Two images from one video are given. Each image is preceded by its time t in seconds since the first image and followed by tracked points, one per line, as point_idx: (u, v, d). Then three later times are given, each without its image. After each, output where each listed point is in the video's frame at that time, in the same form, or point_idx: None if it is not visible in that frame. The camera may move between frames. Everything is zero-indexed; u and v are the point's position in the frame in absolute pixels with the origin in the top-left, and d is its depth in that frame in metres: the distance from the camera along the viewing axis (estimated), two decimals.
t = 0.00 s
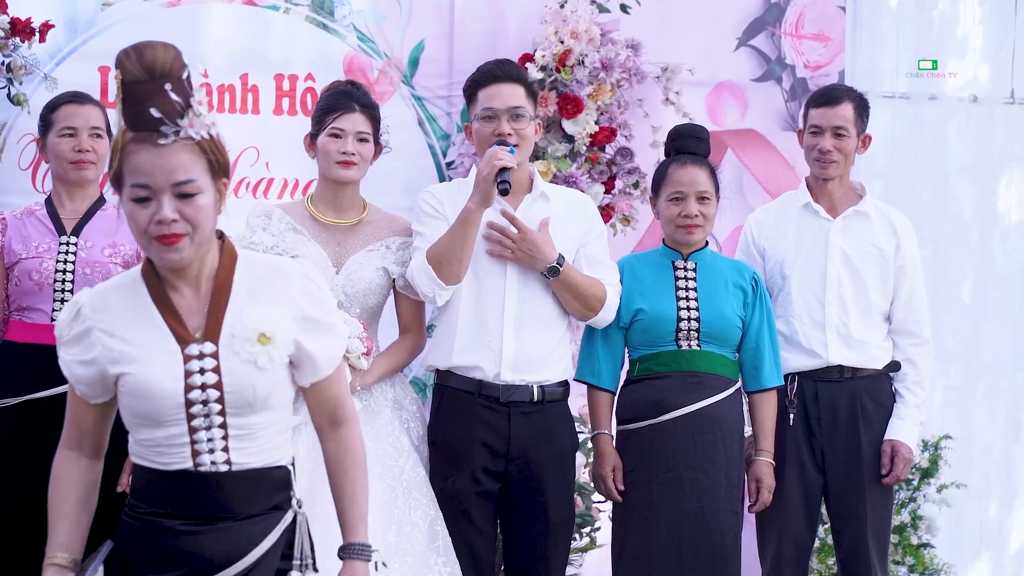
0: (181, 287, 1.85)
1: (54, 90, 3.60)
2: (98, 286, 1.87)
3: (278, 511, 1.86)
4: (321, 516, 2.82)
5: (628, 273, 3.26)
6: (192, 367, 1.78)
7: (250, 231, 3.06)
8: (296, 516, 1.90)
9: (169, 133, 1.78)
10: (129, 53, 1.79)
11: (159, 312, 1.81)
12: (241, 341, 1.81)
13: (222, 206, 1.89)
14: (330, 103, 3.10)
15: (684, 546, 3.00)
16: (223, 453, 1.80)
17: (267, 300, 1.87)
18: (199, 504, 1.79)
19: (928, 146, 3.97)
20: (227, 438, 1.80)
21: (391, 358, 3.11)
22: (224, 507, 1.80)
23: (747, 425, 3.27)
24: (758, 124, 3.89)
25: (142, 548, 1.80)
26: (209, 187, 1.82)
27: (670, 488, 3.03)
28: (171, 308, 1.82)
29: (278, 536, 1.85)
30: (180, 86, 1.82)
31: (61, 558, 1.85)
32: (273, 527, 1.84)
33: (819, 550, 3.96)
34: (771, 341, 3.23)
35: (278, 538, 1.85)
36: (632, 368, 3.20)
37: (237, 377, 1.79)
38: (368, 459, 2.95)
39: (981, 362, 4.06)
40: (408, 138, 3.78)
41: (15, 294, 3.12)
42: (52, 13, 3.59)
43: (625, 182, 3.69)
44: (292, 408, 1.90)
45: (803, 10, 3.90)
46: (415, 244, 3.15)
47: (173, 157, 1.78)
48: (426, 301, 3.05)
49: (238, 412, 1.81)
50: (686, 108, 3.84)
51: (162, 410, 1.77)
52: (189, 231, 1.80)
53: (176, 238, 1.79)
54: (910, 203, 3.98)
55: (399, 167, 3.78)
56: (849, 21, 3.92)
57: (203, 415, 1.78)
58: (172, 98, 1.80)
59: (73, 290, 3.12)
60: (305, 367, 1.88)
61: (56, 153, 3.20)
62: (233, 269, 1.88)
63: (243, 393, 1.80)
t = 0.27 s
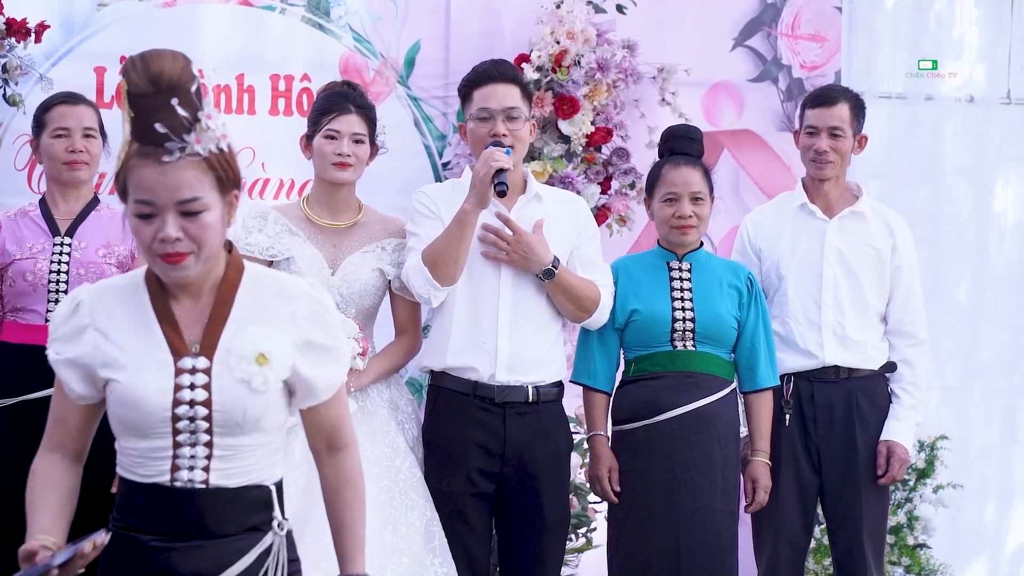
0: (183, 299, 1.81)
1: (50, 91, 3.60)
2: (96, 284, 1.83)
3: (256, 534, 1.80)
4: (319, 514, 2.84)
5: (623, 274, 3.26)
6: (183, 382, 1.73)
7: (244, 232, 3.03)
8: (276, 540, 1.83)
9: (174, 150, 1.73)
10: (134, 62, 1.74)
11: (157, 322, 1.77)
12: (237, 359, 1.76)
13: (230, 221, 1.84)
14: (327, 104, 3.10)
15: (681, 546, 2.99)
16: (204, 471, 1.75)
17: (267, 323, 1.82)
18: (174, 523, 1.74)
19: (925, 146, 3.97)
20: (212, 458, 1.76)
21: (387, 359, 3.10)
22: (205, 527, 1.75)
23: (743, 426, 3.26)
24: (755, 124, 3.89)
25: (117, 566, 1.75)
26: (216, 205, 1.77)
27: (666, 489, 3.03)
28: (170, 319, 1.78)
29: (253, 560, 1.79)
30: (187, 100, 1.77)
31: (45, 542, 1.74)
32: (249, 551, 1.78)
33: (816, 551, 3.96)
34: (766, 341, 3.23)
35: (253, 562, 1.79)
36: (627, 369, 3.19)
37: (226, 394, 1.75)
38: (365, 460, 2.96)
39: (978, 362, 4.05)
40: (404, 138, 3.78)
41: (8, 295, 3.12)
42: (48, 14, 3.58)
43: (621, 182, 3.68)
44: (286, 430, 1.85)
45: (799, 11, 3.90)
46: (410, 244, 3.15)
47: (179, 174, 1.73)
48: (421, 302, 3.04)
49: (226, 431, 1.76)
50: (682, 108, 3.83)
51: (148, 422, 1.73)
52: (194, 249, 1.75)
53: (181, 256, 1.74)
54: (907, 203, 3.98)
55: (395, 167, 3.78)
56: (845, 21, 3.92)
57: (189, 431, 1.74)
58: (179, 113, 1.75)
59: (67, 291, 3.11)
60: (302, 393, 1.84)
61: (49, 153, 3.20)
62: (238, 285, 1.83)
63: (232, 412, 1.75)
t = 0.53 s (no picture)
0: (175, 377, 1.75)
1: (46, 92, 3.60)
2: (106, 357, 1.81)
3: None
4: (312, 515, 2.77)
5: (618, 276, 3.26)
6: (159, 463, 1.66)
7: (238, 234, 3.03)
8: None
9: (160, 217, 1.66)
10: (122, 126, 1.66)
11: (147, 400, 1.73)
12: (217, 440, 1.67)
13: (227, 293, 1.77)
14: (321, 106, 3.09)
15: (677, 547, 2.99)
16: (178, 557, 1.67)
17: (260, 405, 1.72)
18: None
19: (921, 147, 3.97)
20: (187, 546, 1.67)
21: (382, 360, 3.11)
22: None
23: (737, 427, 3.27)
24: (751, 125, 3.89)
25: None
26: (206, 275, 1.70)
27: (662, 490, 3.02)
28: (161, 398, 1.73)
29: None
30: (177, 165, 1.68)
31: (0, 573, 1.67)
32: None
33: (812, 552, 3.96)
34: (761, 343, 3.23)
35: None
36: (622, 370, 3.20)
37: (203, 481, 1.66)
38: (362, 459, 2.93)
39: (974, 362, 4.05)
40: (400, 138, 3.78)
41: (4, 296, 3.13)
42: (44, 15, 3.59)
43: (617, 183, 3.68)
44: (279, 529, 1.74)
45: (795, 12, 3.90)
46: (407, 245, 3.14)
47: (164, 242, 1.66)
48: (418, 302, 3.04)
49: (202, 519, 1.67)
50: (679, 109, 3.84)
51: (122, 502, 1.67)
52: (181, 320, 1.68)
53: (167, 329, 1.67)
54: (903, 204, 3.98)
55: (391, 168, 3.78)
56: (841, 22, 3.92)
57: (163, 515, 1.66)
58: (166, 176, 1.67)
59: (62, 292, 3.12)
60: (294, 488, 1.73)
61: (44, 154, 3.20)
62: (234, 367, 1.75)
63: (209, 500, 1.66)
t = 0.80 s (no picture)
0: (142, 389, 1.72)
1: (43, 92, 3.60)
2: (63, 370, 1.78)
3: None
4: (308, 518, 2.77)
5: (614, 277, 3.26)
6: (127, 474, 1.64)
7: (233, 235, 3.05)
8: None
9: (121, 231, 1.60)
10: (84, 132, 1.59)
11: (110, 410, 1.70)
12: (186, 447, 1.66)
13: (194, 303, 1.73)
14: (315, 108, 3.10)
15: (673, 548, 2.98)
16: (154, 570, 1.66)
17: (226, 409, 1.70)
18: None
19: (918, 148, 3.97)
20: (162, 558, 1.66)
21: (377, 360, 3.10)
22: None
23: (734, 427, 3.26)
24: (749, 125, 3.89)
25: None
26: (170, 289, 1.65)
27: (658, 491, 3.02)
28: (126, 409, 1.70)
29: None
30: (141, 176, 1.61)
31: None
32: None
33: (809, 552, 3.96)
34: (756, 343, 3.23)
35: None
36: (619, 371, 3.20)
37: (172, 490, 1.64)
38: (357, 460, 2.93)
39: (972, 363, 4.06)
40: (398, 138, 3.78)
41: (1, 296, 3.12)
42: (42, 15, 3.59)
43: (616, 184, 3.70)
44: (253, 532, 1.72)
45: (793, 12, 3.90)
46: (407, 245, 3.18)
47: (126, 258, 1.61)
48: (417, 303, 3.04)
49: (174, 529, 1.66)
50: (676, 109, 3.84)
51: (93, 519, 1.66)
52: (145, 337, 1.64)
53: (131, 345, 1.63)
54: (901, 205, 3.98)
55: (388, 168, 3.78)
56: (839, 22, 3.92)
57: (135, 528, 1.65)
58: (130, 188, 1.60)
59: (60, 292, 3.11)
60: (265, 483, 1.70)
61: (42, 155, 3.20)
62: (200, 371, 1.74)
63: (179, 510, 1.65)
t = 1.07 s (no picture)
0: (74, 516, 1.80)
1: (41, 92, 3.60)
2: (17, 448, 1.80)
3: None
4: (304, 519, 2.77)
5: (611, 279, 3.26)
6: None
7: (227, 238, 3.07)
8: None
9: (51, 348, 1.70)
10: (13, 243, 1.67)
11: (40, 534, 1.79)
12: (119, 568, 1.76)
13: (129, 423, 1.81)
14: (309, 111, 3.09)
15: (669, 549, 2.98)
16: None
17: (164, 530, 1.81)
18: None
19: (916, 148, 3.97)
20: None
21: (375, 360, 3.11)
22: None
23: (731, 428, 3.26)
24: (747, 126, 3.89)
25: None
26: (101, 410, 1.74)
27: (655, 492, 3.02)
28: (56, 535, 1.79)
29: None
30: (70, 289, 1.69)
31: None
32: None
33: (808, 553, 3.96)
34: (753, 344, 3.23)
35: None
36: (616, 372, 3.20)
37: None
38: (353, 461, 2.93)
39: (970, 364, 4.06)
40: (396, 139, 3.78)
41: None
42: (40, 15, 3.59)
43: (613, 184, 3.70)
44: None
45: (791, 13, 3.90)
46: (412, 248, 3.17)
47: (55, 375, 1.70)
48: (419, 304, 3.04)
49: None
50: (675, 110, 3.84)
51: None
52: (76, 461, 1.72)
53: (62, 471, 1.72)
54: (899, 206, 3.98)
55: (386, 169, 3.78)
56: (838, 23, 3.92)
57: None
58: (60, 303, 1.69)
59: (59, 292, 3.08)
60: None
61: (40, 156, 3.19)
62: (135, 496, 1.82)
63: None
